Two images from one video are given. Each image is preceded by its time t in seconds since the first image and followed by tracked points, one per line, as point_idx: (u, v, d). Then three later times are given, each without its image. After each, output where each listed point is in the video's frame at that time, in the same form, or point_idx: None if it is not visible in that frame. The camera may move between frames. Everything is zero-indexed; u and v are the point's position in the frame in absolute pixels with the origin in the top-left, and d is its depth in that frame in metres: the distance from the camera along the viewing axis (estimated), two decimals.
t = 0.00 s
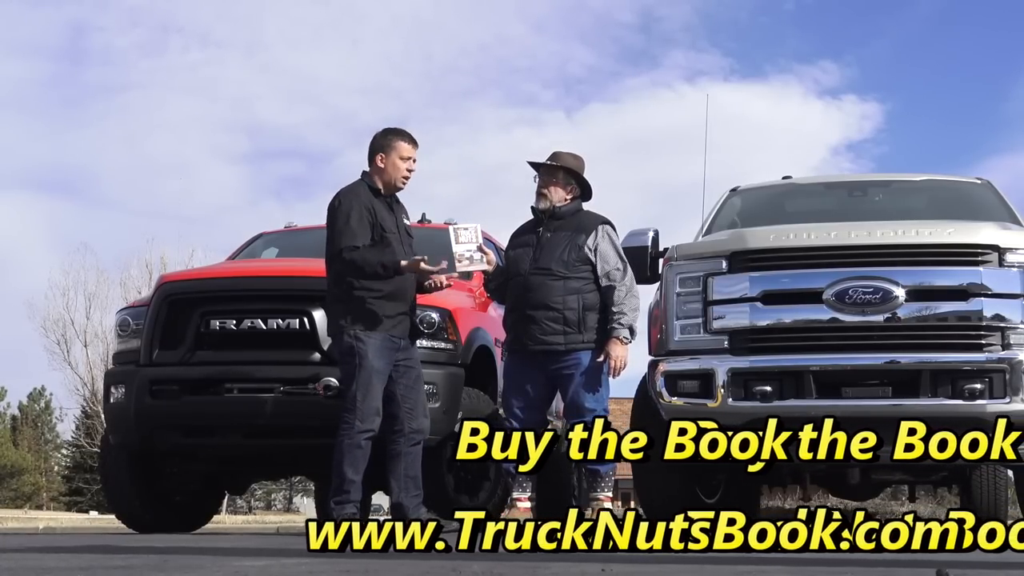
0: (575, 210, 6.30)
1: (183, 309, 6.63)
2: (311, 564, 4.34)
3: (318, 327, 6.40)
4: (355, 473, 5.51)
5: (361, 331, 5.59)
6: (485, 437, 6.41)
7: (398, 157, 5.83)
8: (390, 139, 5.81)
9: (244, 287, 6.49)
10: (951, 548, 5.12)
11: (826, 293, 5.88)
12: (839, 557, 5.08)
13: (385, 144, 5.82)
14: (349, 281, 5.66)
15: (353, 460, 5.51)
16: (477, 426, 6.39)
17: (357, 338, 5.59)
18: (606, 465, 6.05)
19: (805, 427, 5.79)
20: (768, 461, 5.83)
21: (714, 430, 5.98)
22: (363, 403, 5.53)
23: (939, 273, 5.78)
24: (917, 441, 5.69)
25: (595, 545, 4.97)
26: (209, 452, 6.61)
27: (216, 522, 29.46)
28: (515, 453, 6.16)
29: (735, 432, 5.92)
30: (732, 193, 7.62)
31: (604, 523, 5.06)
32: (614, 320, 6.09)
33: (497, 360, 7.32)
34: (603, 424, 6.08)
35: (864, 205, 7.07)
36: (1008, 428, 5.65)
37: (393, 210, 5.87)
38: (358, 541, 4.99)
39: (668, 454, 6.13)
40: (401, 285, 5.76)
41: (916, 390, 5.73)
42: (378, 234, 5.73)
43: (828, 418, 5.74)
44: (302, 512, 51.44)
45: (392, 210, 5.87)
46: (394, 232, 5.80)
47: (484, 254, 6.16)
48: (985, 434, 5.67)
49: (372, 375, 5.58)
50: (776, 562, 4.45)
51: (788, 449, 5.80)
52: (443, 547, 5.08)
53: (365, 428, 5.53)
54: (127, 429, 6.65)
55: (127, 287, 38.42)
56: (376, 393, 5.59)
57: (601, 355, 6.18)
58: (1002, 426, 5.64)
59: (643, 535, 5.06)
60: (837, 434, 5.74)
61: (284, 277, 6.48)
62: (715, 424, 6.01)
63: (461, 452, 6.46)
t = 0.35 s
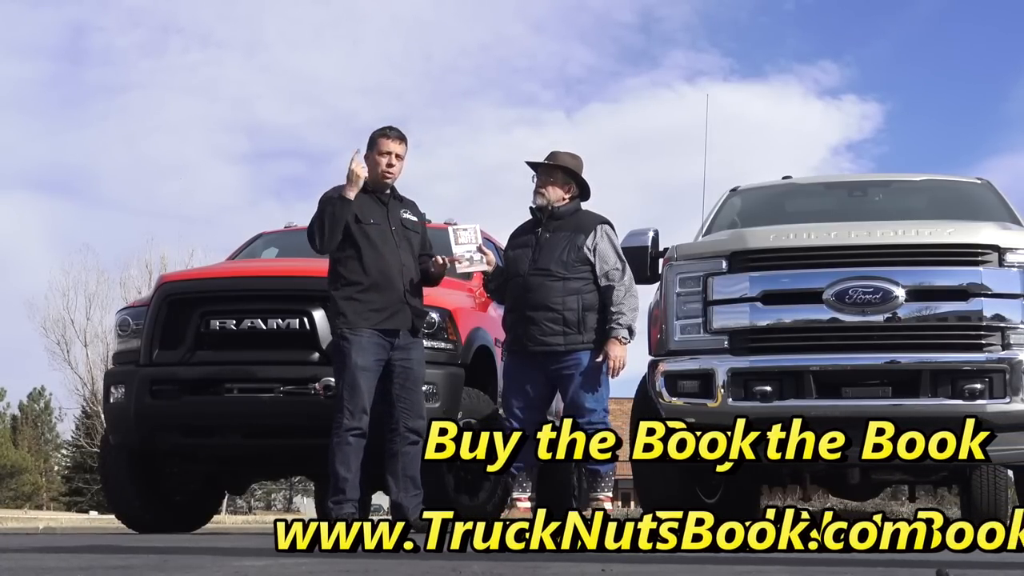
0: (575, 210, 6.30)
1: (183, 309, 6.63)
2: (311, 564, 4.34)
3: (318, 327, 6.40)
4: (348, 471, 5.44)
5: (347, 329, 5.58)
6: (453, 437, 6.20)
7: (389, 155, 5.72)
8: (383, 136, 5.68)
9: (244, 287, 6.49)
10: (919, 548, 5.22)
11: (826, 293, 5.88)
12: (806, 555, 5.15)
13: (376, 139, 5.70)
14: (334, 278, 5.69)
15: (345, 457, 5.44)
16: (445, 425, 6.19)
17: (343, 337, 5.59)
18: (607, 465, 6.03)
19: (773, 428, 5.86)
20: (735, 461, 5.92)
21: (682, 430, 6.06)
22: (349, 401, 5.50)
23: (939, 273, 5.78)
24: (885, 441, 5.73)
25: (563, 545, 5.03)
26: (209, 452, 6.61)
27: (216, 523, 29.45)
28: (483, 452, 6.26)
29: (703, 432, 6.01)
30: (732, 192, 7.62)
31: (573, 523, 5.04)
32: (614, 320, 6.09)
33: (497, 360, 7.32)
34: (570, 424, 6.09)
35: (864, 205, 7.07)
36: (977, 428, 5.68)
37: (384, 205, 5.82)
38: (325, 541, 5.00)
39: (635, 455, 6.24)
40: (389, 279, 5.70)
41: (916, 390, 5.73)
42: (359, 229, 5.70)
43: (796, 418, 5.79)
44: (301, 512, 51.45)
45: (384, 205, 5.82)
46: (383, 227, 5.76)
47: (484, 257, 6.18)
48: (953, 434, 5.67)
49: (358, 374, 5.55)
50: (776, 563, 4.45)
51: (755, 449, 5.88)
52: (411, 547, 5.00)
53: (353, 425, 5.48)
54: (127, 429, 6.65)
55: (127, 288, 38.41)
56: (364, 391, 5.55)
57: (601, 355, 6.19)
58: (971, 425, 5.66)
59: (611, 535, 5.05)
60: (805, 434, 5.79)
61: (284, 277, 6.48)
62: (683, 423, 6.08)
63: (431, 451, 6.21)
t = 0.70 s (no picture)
0: (574, 210, 6.31)
1: (183, 309, 6.63)
2: (310, 564, 4.33)
3: (318, 327, 6.40)
4: (344, 469, 5.44)
5: (346, 328, 5.59)
6: (423, 438, 5.76)
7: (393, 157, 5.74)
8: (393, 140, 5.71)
9: (243, 287, 6.50)
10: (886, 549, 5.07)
11: (826, 293, 5.88)
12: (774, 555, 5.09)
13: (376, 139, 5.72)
14: (334, 278, 5.69)
15: (341, 456, 5.44)
16: (414, 426, 5.75)
17: (342, 337, 5.60)
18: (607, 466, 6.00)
19: (742, 427, 5.92)
20: (704, 461, 6.06)
21: (650, 430, 6.14)
22: (346, 400, 5.51)
23: (939, 273, 5.78)
24: (853, 441, 5.76)
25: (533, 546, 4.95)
26: (209, 452, 6.61)
27: (216, 523, 29.46)
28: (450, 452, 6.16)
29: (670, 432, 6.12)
30: (733, 192, 7.62)
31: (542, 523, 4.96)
32: (614, 320, 6.09)
33: (497, 360, 7.32)
34: (537, 424, 6.17)
35: (864, 205, 7.07)
36: (945, 428, 5.69)
37: (387, 206, 5.83)
38: (296, 541, 5.01)
39: (604, 455, 6.02)
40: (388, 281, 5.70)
41: (916, 390, 5.73)
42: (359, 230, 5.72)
43: (765, 418, 5.85)
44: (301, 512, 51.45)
45: (387, 205, 5.83)
46: (385, 227, 5.77)
47: (484, 257, 6.19)
48: (922, 434, 5.70)
49: (355, 374, 5.55)
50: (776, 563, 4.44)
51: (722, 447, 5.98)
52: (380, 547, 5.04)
53: (349, 424, 5.48)
54: (127, 429, 6.64)
55: (127, 288, 38.40)
56: (362, 392, 5.55)
57: (602, 355, 6.18)
58: (939, 426, 5.68)
59: (579, 534, 5.01)
60: (773, 434, 5.86)
61: (284, 277, 6.48)
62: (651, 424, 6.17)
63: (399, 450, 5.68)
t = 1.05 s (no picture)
0: (574, 210, 6.31)
1: (183, 309, 6.63)
2: (310, 564, 4.32)
3: (318, 327, 6.41)
4: (346, 469, 5.41)
5: (350, 329, 5.58)
6: (390, 437, 5.70)
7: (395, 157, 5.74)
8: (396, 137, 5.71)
9: (243, 287, 6.50)
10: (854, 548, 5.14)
11: (826, 293, 5.88)
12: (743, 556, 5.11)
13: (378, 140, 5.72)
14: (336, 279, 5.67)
15: (342, 456, 5.42)
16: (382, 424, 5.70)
17: (344, 337, 5.59)
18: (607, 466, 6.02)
19: (710, 427, 6.01)
20: (672, 460, 6.13)
21: (618, 429, 6.03)
22: (348, 401, 5.51)
23: (939, 273, 5.78)
24: (822, 441, 5.80)
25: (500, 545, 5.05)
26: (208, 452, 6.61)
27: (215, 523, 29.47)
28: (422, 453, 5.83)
29: (640, 432, 6.15)
30: (733, 193, 7.62)
31: (509, 523, 5.06)
32: (614, 320, 6.09)
33: (497, 360, 7.32)
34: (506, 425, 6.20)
35: (864, 205, 7.07)
36: (914, 428, 5.72)
37: (389, 206, 5.82)
38: (262, 541, 5.13)
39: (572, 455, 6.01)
40: (390, 282, 5.71)
41: (916, 390, 5.73)
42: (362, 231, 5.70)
43: (732, 418, 5.93)
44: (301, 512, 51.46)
45: (388, 206, 5.82)
46: (387, 228, 5.76)
47: (484, 258, 6.21)
48: (889, 434, 5.72)
49: (359, 375, 5.55)
50: (777, 563, 4.43)
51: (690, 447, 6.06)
52: (348, 548, 5.00)
53: (351, 424, 5.48)
54: (127, 429, 6.64)
55: (127, 288, 38.44)
56: (366, 392, 5.56)
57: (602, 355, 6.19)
58: (907, 425, 5.70)
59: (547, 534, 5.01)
60: (741, 434, 5.93)
61: (284, 277, 6.48)
62: (619, 424, 6.06)
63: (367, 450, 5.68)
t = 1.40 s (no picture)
0: (574, 210, 6.31)
1: (184, 309, 6.63)
2: (311, 564, 4.32)
3: (318, 327, 6.41)
4: (352, 471, 5.37)
5: (356, 329, 5.51)
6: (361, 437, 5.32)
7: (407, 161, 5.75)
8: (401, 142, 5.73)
9: (244, 288, 6.51)
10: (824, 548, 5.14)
11: (826, 293, 5.88)
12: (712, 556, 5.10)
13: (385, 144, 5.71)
14: (344, 279, 5.58)
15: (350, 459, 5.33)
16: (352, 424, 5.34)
17: (351, 337, 5.50)
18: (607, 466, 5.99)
19: (680, 427, 6.07)
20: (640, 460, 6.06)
21: (586, 429, 5.99)
22: (356, 401, 5.43)
23: (939, 273, 5.78)
24: (790, 441, 5.84)
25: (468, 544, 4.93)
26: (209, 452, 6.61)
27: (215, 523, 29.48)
28: (389, 451, 5.66)
29: (608, 433, 6.01)
30: (732, 193, 7.62)
31: (478, 524, 4.99)
32: (614, 320, 6.08)
33: (497, 360, 7.32)
34: (472, 425, 6.34)
35: (864, 205, 7.07)
36: (881, 428, 5.73)
37: (386, 206, 5.79)
38: (229, 541, 5.23)
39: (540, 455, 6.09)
40: (399, 281, 5.70)
41: (916, 390, 5.73)
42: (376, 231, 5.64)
43: (702, 418, 5.98)
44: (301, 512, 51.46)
45: (386, 206, 5.79)
46: (390, 229, 5.73)
47: (484, 258, 6.21)
48: (858, 434, 5.74)
49: (367, 374, 5.49)
50: (777, 563, 4.43)
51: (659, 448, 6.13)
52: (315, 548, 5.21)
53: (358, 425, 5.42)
54: (127, 430, 6.64)
55: (127, 288, 38.45)
56: (372, 392, 5.50)
57: (602, 355, 6.19)
58: (875, 425, 5.72)
59: (516, 536, 5.03)
60: (709, 434, 5.99)
61: (284, 277, 6.49)
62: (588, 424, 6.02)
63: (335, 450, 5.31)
